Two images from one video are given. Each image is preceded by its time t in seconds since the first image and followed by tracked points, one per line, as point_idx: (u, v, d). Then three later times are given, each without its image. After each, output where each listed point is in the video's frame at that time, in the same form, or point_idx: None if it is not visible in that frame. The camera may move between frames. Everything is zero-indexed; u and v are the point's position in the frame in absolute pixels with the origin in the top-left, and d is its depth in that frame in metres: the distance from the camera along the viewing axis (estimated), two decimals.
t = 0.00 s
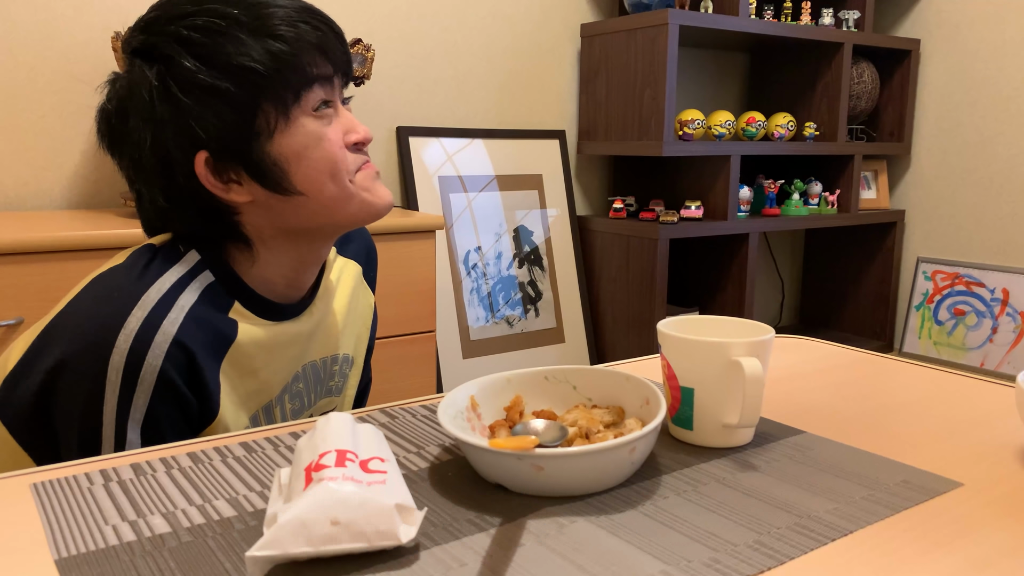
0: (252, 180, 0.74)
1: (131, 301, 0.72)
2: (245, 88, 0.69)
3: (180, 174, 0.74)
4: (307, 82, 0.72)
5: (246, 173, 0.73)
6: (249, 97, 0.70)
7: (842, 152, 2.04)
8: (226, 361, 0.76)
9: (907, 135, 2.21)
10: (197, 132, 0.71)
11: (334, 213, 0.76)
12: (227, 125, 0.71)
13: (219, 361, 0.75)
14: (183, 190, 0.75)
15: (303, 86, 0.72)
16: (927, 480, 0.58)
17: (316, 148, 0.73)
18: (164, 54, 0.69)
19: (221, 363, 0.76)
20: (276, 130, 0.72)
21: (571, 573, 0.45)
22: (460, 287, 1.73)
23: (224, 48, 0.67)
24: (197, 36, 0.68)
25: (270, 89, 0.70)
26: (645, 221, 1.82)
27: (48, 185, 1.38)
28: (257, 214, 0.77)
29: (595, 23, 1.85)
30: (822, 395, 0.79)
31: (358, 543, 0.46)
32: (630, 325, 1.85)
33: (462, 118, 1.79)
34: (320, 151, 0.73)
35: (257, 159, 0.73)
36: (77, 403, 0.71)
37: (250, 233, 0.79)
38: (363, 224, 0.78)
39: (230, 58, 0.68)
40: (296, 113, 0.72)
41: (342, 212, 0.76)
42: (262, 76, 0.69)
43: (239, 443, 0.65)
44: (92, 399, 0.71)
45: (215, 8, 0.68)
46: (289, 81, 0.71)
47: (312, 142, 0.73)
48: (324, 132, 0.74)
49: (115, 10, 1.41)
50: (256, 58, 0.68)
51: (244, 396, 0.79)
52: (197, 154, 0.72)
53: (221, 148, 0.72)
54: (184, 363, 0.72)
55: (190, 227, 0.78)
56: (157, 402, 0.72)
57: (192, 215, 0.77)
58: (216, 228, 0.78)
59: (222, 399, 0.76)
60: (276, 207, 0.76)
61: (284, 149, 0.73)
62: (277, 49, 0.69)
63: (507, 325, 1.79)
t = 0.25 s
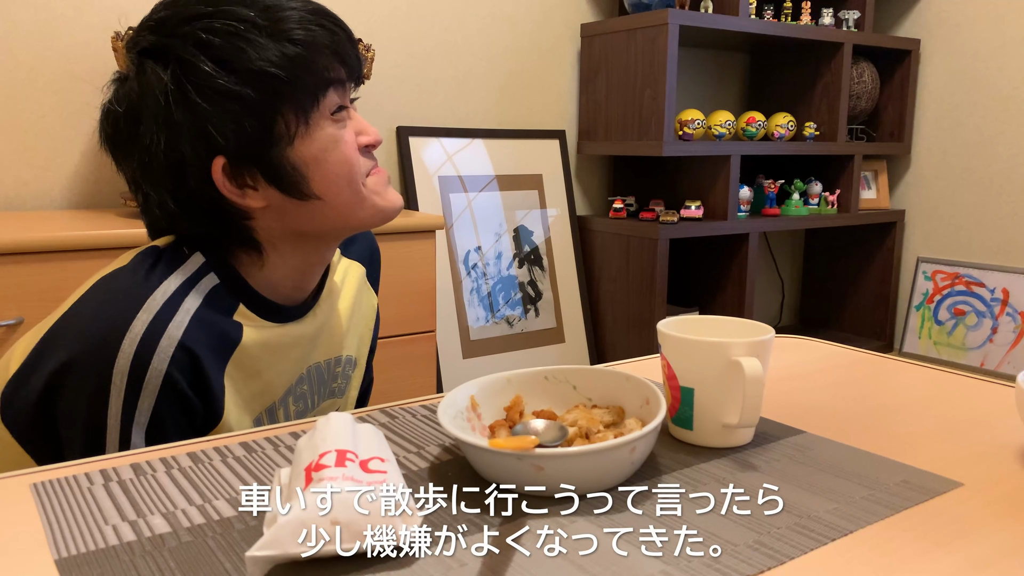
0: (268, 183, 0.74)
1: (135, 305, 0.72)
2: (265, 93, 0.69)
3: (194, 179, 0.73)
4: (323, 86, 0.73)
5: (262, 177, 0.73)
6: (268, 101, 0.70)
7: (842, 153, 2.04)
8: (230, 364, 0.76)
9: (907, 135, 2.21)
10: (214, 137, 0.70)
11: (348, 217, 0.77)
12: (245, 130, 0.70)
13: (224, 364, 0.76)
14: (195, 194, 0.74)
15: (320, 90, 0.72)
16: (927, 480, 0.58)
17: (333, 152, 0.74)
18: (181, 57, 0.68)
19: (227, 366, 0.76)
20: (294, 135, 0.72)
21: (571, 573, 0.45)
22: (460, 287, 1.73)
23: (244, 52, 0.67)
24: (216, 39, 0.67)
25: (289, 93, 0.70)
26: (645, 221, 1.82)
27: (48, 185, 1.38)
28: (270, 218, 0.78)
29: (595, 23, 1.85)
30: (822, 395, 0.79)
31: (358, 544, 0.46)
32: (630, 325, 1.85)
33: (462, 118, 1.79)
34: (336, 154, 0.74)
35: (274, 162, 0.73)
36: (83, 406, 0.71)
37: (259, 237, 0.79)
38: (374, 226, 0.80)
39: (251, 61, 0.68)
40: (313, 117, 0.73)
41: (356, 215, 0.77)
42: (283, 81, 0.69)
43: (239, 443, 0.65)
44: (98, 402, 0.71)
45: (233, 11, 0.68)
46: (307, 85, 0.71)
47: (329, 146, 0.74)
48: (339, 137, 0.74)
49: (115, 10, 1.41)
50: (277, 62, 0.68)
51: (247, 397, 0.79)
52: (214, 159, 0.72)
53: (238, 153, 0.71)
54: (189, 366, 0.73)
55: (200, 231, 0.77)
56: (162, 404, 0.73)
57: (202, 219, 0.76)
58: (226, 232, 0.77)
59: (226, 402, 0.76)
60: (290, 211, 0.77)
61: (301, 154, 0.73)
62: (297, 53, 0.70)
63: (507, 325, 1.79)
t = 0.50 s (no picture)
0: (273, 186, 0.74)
1: (131, 310, 0.72)
2: (269, 95, 0.69)
3: (197, 186, 0.73)
4: (326, 88, 0.73)
5: (268, 180, 0.73)
6: (273, 105, 0.70)
7: (842, 153, 2.05)
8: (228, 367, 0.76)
9: (907, 135, 2.21)
10: (220, 142, 0.70)
11: (352, 217, 0.78)
12: (250, 133, 0.70)
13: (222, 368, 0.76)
14: (198, 199, 0.74)
15: (324, 91, 0.72)
16: (927, 480, 0.58)
17: (339, 154, 0.74)
18: (183, 62, 0.68)
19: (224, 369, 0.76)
20: (300, 137, 0.72)
21: (571, 573, 0.45)
22: (460, 287, 1.73)
23: (248, 55, 0.67)
24: (219, 43, 0.67)
25: (293, 96, 0.70)
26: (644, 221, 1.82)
27: (48, 185, 1.38)
28: (274, 222, 0.78)
29: (595, 23, 1.85)
30: (822, 395, 0.79)
31: (358, 544, 0.46)
32: (630, 326, 1.85)
33: (462, 118, 1.79)
34: (340, 157, 0.75)
35: (280, 165, 0.73)
36: (80, 413, 0.71)
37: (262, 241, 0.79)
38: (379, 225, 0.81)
39: (255, 64, 0.68)
40: (317, 120, 0.73)
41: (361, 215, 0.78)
42: (287, 84, 0.69)
43: (239, 443, 0.65)
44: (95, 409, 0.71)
45: (233, 13, 0.68)
46: (311, 87, 0.71)
47: (335, 147, 0.74)
48: (343, 138, 0.75)
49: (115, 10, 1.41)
50: (280, 65, 0.68)
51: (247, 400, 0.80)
52: (218, 165, 0.71)
53: (243, 157, 0.71)
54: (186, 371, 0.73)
55: (203, 236, 0.76)
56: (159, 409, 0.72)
57: (205, 223, 0.75)
58: (230, 236, 0.77)
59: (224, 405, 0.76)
60: (294, 213, 0.77)
61: (306, 157, 0.73)
62: (300, 55, 0.70)
63: (507, 325, 1.79)
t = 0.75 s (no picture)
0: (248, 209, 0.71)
1: (98, 300, 0.73)
2: (246, 126, 0.65)
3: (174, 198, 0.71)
4: (317, 116, 0.67)
5: (243, 203, 0.71)
6: (252, 134, 0.66)
7: (842, 153, 2.05)
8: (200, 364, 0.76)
9: (907, 135, 2.21)
10: (193, 163, 0.67)
11: (330, 243, 0.76)
12: (225, 160, 0.67)
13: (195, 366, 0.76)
14: (175, 207, 0.73)
15: (311, 120, 0.67)
16: (927, 480, 0.58)
17: (319, 186, 0.71)
18: (162, 77, 0.65)
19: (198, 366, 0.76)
20: (278, 167, 0.69)
21: (572, 573, 0.45)
22: (460, 287, 1.73)
23: (225, 81, 0.63)
24: (199, 62, 0.63)
25: (275, 126, 0.66)
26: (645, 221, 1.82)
27: (49, 186, 1.38)
28: (253, 238, 0.76)
29: (595, 23, 1.85)
30: (822, 395, 0.79)
31: (358, 544, 0.46)
32: (629, 326, 1.85)
33: (462, 118, 1.79)
34: (321, 187, 0.71)
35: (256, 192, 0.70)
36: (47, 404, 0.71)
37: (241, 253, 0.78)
38: (360, 251, 0.78)
39: (233, 93, 0.63)
40: (301, 149, 0.68)
41: (340, 244, 0.76)
42: (268, 114, 0.65)
43: (239, 443, 0.65)
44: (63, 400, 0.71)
45: (221, 30, 0.63)
46: (295, 117, 0.66)
47: (316, 179, 0.71)
48: (328, 168, 0.71)
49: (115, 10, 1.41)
50: (263, 94, 0.64)
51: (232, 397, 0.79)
52: (192, 183, 0.69)
53: (216, 181, 0.69)
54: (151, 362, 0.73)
55: (183, 239, 0.76)
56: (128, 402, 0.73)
57: (184, 228, 0.75)
58: (209, 242, 0.76)
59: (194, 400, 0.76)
60: (272, 232, 0.75)
61: (284, 185, 0.70)
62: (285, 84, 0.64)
63: (507, 325, 1.79)
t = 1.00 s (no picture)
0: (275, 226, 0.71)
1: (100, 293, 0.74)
2: (285, 149, 0.64)
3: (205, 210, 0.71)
4: (357, 145, 0.67)
5: (273, 221, 0.70)
6: (288, 157, 0.65)
7: (841, 153, 2.04)
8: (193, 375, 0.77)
9: (907, 135, 2.21)
10: (226, 178, 0.67)
11: (356, 266, 0.75)
12: (261, 179, 0.66)
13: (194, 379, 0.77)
14: (203, 216, 0.72)
15: (350, 148, 0.66)
16: (927, 480, 0.58)
17: (351, 215, 0.70)
18: (203, 90, 0.64)
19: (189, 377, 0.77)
20: (312, 191, 0.68)
21: (572, 573, 0.45)
22: (460, 287, 1.73)
23: (269, 103, 0.63)
24: (243, 81, 0.62)
25: (313, 151, 0.65)
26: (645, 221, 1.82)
27: (49, 186, 1.38)
28: (280, 250, 0.76)
29: (595, 23, 1.85)
30: (822, 395, 0.79)
31: (357, 544, 0.46)
32: (629, 326, 1.85)
33: (463, 118, 1.79)
34: (352, 214, 0.70)
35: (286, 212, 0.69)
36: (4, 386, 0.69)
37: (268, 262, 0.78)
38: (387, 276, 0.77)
39: (276, 114, 0.63)
40: (337, 176, 0.67)
41: (367, 268, 0.75)
42: (307, 139, 0.64)
43: (239, 443, 0.65)
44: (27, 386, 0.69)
45: (269, 51, 0.63)
46: (334, 143, 0.65)
47: (348, 207, 0.70)
48: (362, 197, 0.69)
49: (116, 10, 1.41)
50: (304, 119, 0.63)
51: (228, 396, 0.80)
52: (223, 197, 0.69)
53: (247, 198, 0.68)
54: (139, 364, 0.73)
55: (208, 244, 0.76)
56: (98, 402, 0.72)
57: (212, 236, 0.75)
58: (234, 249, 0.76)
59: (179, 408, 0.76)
60: (300, 249, 0.75)
61: (314, 208, 0.69)
62: (327, 111, 0.64)
63: (507, 325, 1.79)
